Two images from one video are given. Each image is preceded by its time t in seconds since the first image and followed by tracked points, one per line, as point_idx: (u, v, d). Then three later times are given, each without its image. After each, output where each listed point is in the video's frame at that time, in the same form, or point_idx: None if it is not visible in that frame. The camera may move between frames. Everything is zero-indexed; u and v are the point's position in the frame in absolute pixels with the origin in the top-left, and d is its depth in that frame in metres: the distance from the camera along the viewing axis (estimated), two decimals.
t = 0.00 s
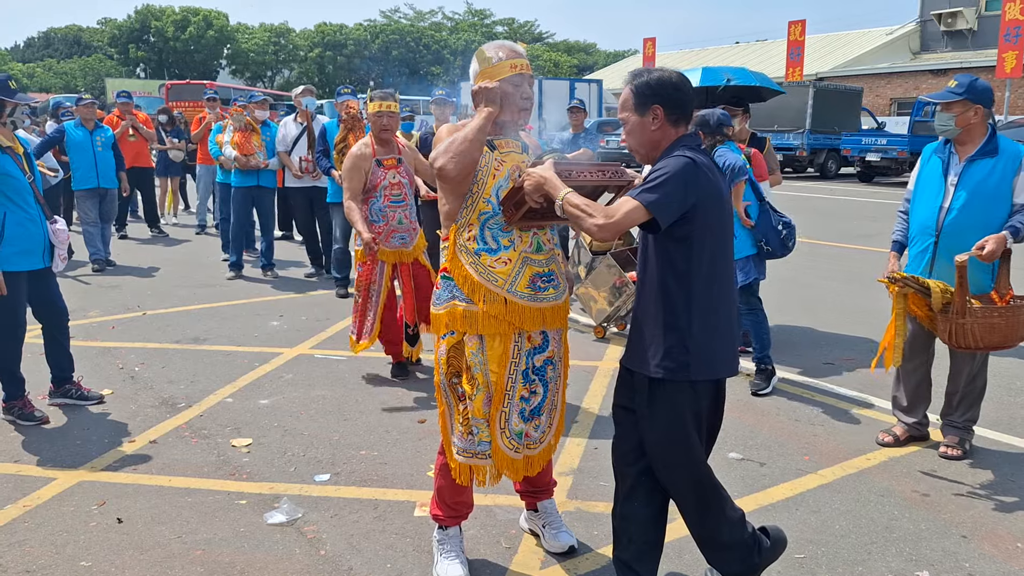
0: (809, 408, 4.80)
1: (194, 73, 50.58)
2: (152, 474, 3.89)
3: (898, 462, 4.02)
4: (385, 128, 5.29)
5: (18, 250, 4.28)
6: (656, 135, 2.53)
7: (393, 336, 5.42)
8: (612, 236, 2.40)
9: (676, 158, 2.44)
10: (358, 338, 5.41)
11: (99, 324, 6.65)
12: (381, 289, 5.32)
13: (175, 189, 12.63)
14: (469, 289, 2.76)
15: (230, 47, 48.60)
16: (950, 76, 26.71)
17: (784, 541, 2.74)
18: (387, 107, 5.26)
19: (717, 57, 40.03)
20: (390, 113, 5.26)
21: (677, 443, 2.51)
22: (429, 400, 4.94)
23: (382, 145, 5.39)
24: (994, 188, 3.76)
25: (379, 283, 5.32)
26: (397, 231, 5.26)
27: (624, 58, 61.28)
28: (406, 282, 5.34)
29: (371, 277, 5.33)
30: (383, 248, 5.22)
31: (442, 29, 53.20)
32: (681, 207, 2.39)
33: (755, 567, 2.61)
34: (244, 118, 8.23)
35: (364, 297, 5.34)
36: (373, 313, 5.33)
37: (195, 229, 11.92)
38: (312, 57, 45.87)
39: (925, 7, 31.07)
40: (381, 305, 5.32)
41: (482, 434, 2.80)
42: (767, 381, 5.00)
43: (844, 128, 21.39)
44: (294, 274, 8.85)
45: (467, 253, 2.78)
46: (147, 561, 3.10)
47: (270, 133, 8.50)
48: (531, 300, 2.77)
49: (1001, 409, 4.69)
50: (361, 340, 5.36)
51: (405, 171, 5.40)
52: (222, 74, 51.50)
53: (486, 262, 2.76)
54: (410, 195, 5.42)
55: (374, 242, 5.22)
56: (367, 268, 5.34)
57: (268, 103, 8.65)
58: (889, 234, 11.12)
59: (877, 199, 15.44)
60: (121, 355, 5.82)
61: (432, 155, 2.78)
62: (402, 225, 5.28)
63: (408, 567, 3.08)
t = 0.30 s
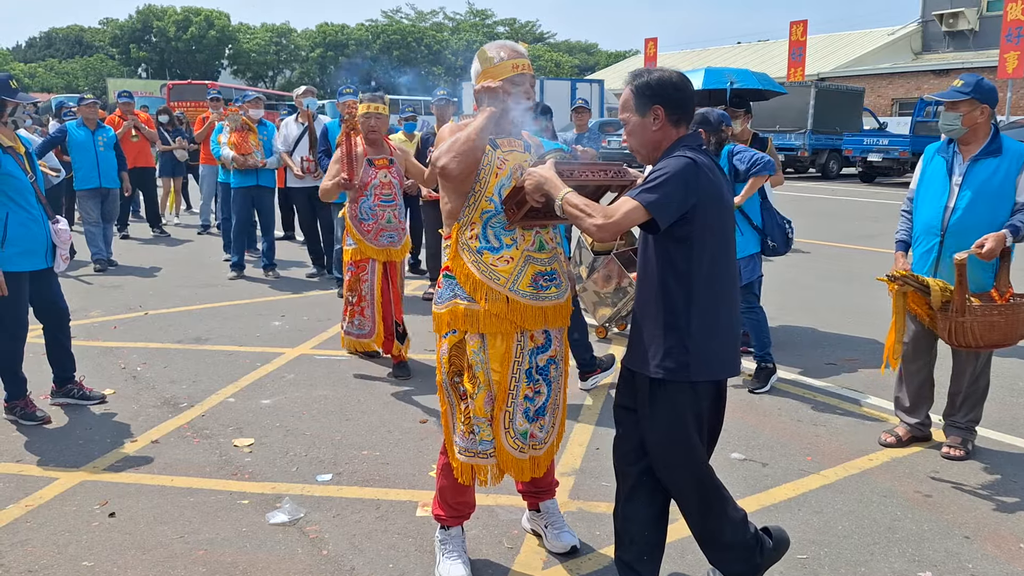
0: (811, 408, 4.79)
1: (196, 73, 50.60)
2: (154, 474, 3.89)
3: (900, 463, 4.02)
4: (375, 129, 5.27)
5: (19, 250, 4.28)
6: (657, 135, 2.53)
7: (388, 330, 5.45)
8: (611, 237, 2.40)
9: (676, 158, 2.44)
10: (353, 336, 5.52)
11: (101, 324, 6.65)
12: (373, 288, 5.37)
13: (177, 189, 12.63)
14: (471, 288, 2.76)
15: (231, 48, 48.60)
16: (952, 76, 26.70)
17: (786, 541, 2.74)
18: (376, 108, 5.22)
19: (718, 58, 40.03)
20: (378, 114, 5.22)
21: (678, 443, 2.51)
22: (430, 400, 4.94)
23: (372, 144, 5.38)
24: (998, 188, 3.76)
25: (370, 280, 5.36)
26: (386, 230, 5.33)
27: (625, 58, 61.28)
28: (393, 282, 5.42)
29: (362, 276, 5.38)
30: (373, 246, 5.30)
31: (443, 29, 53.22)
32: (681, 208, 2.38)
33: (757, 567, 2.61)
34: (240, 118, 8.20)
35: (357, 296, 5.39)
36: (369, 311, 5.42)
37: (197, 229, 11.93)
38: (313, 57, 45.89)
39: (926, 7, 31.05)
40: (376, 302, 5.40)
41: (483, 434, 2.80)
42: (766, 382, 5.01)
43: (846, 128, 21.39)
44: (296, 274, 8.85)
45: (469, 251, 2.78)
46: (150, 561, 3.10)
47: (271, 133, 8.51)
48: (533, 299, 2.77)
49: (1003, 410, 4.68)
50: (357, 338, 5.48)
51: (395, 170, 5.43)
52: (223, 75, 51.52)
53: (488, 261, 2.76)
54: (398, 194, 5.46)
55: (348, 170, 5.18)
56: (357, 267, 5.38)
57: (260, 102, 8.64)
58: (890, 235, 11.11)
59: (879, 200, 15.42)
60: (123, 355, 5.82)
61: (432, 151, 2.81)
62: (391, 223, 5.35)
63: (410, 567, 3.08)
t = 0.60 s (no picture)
0: (815, 408, 4.78)
1: (197, 72, 50.58)
2: (157, 473, 3.88)
3: (904, 462, 4.01)
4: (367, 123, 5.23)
5: (21, 249, 4.28)
6: (659, 135, 2.52)
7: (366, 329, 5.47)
8: (611, 237, 2.38)
9: (678, 157, 2.42)
10: (330, 324, 5.43)
11: (103, 323, 6.65)
12: (352, 277, 5.37)
13: (179, 188, 12.63)
14: (475, 285, 2.75)
15: (233, 47, 48.56)
16: (954, 75, 26.68)
17: (791, 541, 2.73)
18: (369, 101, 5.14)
19: (719, 57, 40.01)
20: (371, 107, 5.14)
21: (680, 444, 2.51)
22: (433, 399, 4.93)
23: (363, 137, 5.33)
24: (1004, 187, 3.76)
25: (349, 271, 5.36)
26: (369, 222, 5.36)
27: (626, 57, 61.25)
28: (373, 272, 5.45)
29: (342, 266, 5.40)
30: (354, 238, 5.33)
31: (444, 29, 53.21)
32: (682, 207, 2.37)
33: (761, 567, 2.60)
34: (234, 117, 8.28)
35: (336, 285, 5.37)
36: (346, 301, 5.35)
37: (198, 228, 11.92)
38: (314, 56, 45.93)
39: (928, 6, 31.03)
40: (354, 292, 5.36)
41: (485, 432, 2.79)
42: (772, 380, 5.08)
43: (847, 127, 21.37)
44: (298, 274, 8.85)
45: (473, 248, 2.77)
46: (152, 560, 3.09)
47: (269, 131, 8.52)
48: (537, 296, 2.76)
49: (1007, 409, 4.67)
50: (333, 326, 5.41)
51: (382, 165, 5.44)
52: (225, 74, 51.48)
53: (492, 259, 2.75)
54: (383, 187, 5.47)
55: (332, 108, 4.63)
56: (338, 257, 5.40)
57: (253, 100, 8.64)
58: (892, 234, 11.10)
59: (881, 199, 15.41)
60: (125, 354, 5.81)
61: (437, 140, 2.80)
62: (375, 217, 5.39)
63: (413, 566, 3.07)
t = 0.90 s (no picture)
0: (819, 406, 4.77)
1: (199, 71, 50.59)
2: (162, 471, 3.88)
3: (909, 461, 4.00)
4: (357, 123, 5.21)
5: (25, 248, 4.27)
6: (665, 133, 2.51)
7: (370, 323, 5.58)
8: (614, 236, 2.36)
9: (684, 155, 2.41)
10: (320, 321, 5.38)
11: (107, 321, 6.65)
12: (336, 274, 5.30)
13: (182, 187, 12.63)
14: (482, 284, 2.74)
15: (235, 45, 48.56)
16: (957, 74, 26.64)
17: (798, 539, 2.72)
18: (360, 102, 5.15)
19: (722, 55, 39.97)
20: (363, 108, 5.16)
21: (687, 443, 2.50)
22: (437, 398, 4.93)
23: (354, 139, 5.31)
24: (1012, 186, 3.75)
25: (334, 268, 5.31)
26: (362, 224, 5.29)
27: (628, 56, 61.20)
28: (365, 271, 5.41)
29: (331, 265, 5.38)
30: (346, 239, 5.27)
31: (446, 27, 53.19)
32: (688, 206, 2.36)
33: (768, 566, 2.59)
34: (231, 116, 8.30)
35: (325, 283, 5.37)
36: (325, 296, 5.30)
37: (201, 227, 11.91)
38: (317, 54, 45.95)
39: (931, 5, 30.99)
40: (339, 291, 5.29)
41: (491, 431, 2.78)
42: (777, 379, 5.07)
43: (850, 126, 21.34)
44: (301, 272, 8.84)
45: (480, 247, 2.77)
46: (158, 558, 3.09)
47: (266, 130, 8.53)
48: (544, 295, 2.76)
49: (1013, 408, 4.66)
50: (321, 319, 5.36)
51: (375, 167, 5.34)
52: (227, 73, 51.48)
53: (499, 257, 2.75)
54: (377, 189, 5.38)
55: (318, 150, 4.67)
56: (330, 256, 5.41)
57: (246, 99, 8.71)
58: (896, 233, 11.08)
59: (885, 198, 15.39)
60: (129, 352, 5.82)
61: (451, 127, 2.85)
62: (367, 219, 5.29)
63: (418, 565, 3.06)
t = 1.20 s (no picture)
0: (822, 405, 4.77)
1: (200, 69, 50.59)
2: (165, 469, 3.88)
3: (913, 460, 3.99)
4: (341, 133, 5.10)
5: (23, 247, 4.27)
6: (655, 139, 2.51)
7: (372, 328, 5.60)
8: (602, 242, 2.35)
9: (672, 158, 2.38)
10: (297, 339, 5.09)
11: (109, 319, 6.65)
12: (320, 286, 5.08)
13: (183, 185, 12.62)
14: (488, 282, 2.74)
15: (236, 43, 48.56)
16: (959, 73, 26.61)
17: (798, 536, 2.70)
18: (345, 112, 5.08)
19: (723, 54, 39.95)
20: (347, 118, 5.08)
21: (684, 450, 2.49)
22: (440, 396, 4.92)
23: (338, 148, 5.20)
24: (1018, 183, 3.74)
25: (317, 281, 5.10)
26: (348, 236, 5.15)
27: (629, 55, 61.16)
28: (358, 279, 5.35)
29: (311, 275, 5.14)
30: (334, 252, 5.13)
31: (447, 26, 53.17)
32: (675, 210, 2.34)
33: (769, 566, 2.59)
34: (230, 114, 8.33)
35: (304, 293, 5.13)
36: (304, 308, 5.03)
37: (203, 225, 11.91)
38: (319, 53, 45.94)
39: (933, 4, 30.94)
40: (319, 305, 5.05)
41: (499, 429, 2.78)
42: (777, 375, 5.09)
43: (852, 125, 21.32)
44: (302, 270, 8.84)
45: (485, 245, 2.76)
46: (161, 555, 3.09)
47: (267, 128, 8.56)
48: (550, 293, 2.76)
49: (1016, 407, 4.65)
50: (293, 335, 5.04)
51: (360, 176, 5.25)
52: (228, 71, 51.49)
53: (504, 255, 2.75)
54: (363, 199, 5.26)
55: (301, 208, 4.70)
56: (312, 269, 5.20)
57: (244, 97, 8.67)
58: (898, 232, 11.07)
59: (886, 197, 15.37)
60: (132, 350, 5.82)
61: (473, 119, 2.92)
62: (354, 229, 5.16)
63: (422, 563, 3.06)
